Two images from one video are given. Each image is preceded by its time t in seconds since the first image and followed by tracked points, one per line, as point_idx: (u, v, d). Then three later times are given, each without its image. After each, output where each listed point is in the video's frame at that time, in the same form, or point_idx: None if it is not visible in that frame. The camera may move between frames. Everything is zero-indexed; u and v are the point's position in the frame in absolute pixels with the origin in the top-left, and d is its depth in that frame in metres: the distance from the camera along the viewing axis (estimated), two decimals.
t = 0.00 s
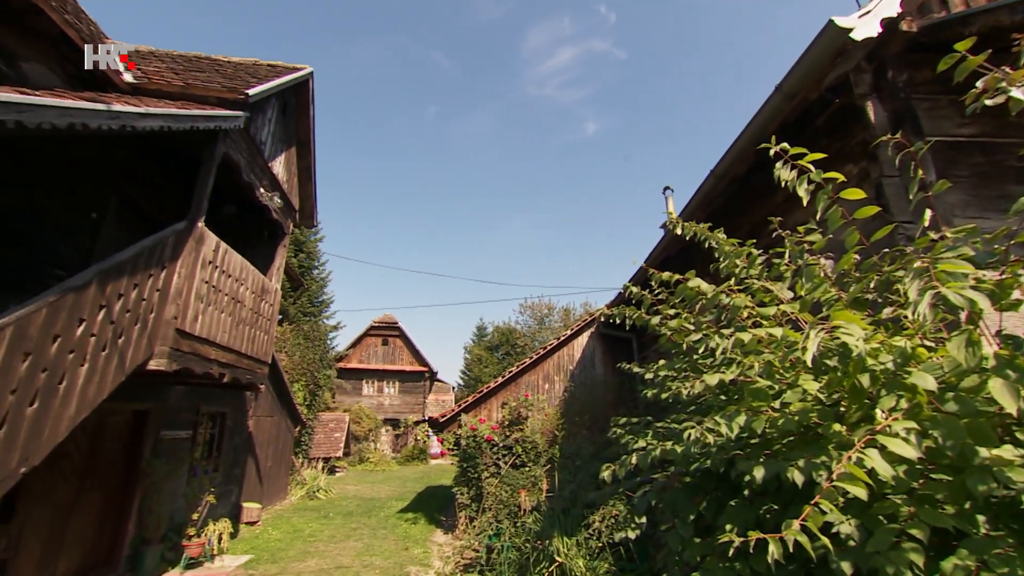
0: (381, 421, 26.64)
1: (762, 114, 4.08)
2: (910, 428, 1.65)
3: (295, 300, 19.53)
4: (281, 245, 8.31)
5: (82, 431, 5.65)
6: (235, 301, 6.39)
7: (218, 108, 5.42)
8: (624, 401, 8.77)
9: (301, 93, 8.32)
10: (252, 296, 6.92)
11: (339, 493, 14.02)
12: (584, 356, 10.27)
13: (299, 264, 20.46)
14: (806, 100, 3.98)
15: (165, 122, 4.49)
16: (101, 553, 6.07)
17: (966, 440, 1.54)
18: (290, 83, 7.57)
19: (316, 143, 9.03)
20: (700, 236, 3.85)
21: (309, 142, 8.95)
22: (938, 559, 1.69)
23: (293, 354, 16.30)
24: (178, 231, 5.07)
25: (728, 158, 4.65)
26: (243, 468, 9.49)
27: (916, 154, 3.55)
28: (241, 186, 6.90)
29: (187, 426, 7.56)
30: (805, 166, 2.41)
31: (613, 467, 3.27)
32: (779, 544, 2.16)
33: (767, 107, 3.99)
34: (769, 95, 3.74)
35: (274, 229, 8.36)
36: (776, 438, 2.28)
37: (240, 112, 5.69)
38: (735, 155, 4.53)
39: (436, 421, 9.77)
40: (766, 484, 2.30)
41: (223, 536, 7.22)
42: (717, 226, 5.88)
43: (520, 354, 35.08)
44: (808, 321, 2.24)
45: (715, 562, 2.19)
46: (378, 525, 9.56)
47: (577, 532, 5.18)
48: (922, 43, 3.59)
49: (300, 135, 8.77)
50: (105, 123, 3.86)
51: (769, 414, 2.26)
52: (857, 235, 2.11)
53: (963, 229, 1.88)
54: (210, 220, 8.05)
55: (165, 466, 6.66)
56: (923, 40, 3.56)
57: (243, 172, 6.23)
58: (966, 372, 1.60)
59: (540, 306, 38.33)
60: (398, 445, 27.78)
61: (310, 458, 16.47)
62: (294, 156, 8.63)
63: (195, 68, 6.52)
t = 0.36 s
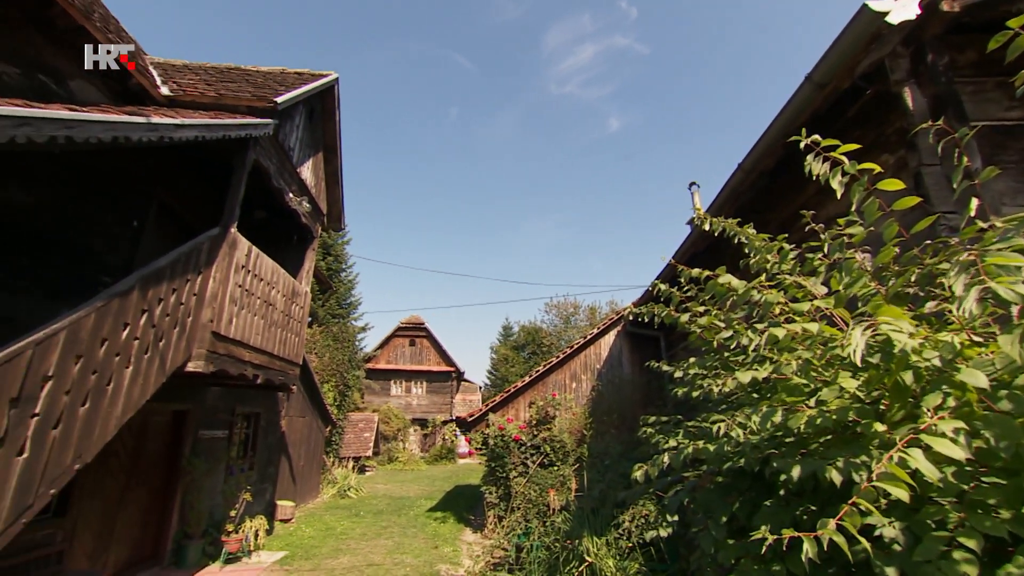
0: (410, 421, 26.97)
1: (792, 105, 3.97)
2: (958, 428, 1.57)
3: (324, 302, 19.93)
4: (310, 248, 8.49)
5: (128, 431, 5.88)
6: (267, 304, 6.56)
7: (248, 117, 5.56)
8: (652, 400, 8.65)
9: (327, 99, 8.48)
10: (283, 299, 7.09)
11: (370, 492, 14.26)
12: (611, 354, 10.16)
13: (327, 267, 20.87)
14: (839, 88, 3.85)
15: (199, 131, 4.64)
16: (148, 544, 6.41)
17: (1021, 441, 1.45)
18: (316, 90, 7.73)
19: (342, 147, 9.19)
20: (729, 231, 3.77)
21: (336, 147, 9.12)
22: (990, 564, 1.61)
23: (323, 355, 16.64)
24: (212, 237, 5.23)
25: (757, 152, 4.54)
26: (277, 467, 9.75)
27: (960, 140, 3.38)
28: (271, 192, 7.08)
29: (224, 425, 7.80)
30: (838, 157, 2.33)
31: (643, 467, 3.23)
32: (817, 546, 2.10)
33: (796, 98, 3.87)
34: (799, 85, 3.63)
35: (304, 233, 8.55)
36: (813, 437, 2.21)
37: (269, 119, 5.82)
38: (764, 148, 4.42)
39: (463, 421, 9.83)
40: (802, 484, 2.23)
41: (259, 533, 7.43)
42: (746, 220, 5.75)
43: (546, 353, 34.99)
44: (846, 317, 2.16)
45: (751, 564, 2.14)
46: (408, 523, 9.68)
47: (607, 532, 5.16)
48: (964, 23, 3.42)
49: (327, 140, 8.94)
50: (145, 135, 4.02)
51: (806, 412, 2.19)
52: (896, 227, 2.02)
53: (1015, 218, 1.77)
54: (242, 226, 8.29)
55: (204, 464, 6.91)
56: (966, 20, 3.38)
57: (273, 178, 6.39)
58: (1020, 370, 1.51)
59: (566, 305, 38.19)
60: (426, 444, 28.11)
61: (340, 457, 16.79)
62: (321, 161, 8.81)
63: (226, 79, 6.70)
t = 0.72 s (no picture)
0: (437, 420, 27.25)
1: (822, 94, 3.86)
2: (1006, 425, 1.49)
3: (352, 303, 20.28)
4: (338, 251, 8.67)
5: (169, 429, 6.10)
6: (297, 305, 6.72)
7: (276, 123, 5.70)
8: (682, 397, 8.49)
9: (351, 103, 8.62)
10: (313, 301, 7.25)
11: (399, 489, 14.47)
12: (638, 351, 10.02)
13: (354, 269, 21.24)
14: (873, 75, 3.72)
15: (231, 139, 4.79)
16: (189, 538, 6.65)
17: None
18: (341, 95, 7.86)
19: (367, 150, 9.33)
20: (758, 225, 3.69)
21: (361, 149, 9.26)
22: None
23: (351, 355, 16.93)
24: (244, 241, 5.39)
25: (785, 143, 4.43)
26: (308, 465, 9.98)
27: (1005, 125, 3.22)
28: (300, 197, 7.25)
29: (257, 424, 8.02)
30: (874, 146, 2.24)
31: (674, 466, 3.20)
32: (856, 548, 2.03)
33: (827, 86, 3.76)
34: (829, 74, 3.53)
35: (331, 236, 8.73)
36: (849, 435, 2.15)
37: (296, 125, 5.95)
38: (793, 139, 4.31)
39: (490, 419, 9.87)
40: (840, 484, 2.17)
41: (293, 529, 7.63)
42: (776, 214, 5.61)
43: (572, 352, 34.83)
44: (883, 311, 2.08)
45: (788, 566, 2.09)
46: (437, 521, 9.79)
47: (636, 531, 5.11)
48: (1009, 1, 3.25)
49: (352, 143, 9.09)
50: (180, 144, 4.16)
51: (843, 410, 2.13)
52: (937, 217, 1.94)
53: None
54: (272, 230, 8.51)
55: (240, 461, 7.13)
56: None
57: (301, 182, 6.53)
58: None
59: (591, 303, 37.97)
60: (453, 443, 28.41)
61: (370, 455, 17.10)
62: (347, 164, 8.96)
63: (254, 87, 6.87)
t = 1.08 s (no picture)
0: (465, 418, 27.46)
1: (857, 81, 3.72)
2: None
3: (380, 304, 20.59)
4: (366, 253, 8.81)
5: (208, 427, 6.30)
6: (327, 307, 6.86)
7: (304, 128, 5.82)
8: (714, 392, 8.27)
9: (376, 106, 8.74)
10: (342, 302, 7.39)
11: (429, 487, 14.64)
12: (667, 348, 9.86)
13: (382, 270, 21.55)
14: (911, 59, 3.57)
15: (262, 145, 4.92)
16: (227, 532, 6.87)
17: None
18: (366, 99, 7.98)
19: (392, 153, 9.45)
20: (791, 217, 3.58)
21: (386, 152, 9.38)
22: None
23: (380, 355, 17.19)
24: (276, 244, 5.53)
25: (818, 133, 4.29)
26: (340, 463, 10.18)
27: None
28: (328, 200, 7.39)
29: (291, 423, 8.23)
30: (916, 133, 2.15)
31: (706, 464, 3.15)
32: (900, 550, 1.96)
33: (862, 72, 3.62)
34: (865, 59, 3.40)
35: (359, 238, 8.88)
36: (892, 433, 2.07)
37: (324, 130, 6.06)
38: (826, 129, 4.16)
39: (518, 418, 9.89)
40: (883, 483, 2.10)
41: (328, 525, 7.81)
42: (808, 206, 5.45)
43: (599, 350, 34.57)
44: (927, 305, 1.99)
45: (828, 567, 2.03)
46: (467, 519, 9.86)
47: (668, 531, 5.05)
48: None
49: (378, 146, 9.21)
50: (214, 151, 4.30)
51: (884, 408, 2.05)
52: (986, 206, 1.84)
53: None
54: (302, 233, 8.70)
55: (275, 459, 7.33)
56: None
57: (329, 186, 6.66)
58: None
59: (618, 300, 37.61)
60: (482, 442, 28.58)
61: (400, 454, 17.34)
62: (373, 167, 9.09)
63: (283, 94, 7.03)
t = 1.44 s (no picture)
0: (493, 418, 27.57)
1: (895, 66, 3.58)
2: None
3: (407, 305, 20.84)
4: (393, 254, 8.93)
5: (245, 427, 6.48)
6: (356, 308, 6.97)
7: (331, 133, 5.93)
8: (745, 390, 8.07)
9: (400, 109, 8.84)
10: (371, 304, 7.50)
11: (458, 486, 14.76)
12: (696, 346, 9.68)
13: (409, 271, 21.80)
14: (954, 41, 3.40)
15: (292, 151, 5.04)
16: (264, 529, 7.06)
17: None
18: (391, 102, 8.08)
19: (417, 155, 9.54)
20: (825, 210, 3.47)
21: (411, 154, 9.48)
22: None
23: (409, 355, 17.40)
24: (306, 247, 5.65)
25: (852, 122, 4.14)
26: (371, 462, 10.35)
27: None
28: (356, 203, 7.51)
29: (323, 423, 8.40)
30: (961, 119, 2.04)
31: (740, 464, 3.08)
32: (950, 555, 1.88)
33: (901, 56, 3.48)
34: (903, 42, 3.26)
35: (387, 241, 9.01)
36: (939, 433, 1.99)
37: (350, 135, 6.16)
38: (861, 117, 4.02)
39: (546, 417, 9.87)
40: (930, 486, 2.01)
41: (360, 523, 7.94)
42: (843, 197, 5.27)
43: (627, 348, 34.21)
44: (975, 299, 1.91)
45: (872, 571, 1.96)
46: (496, 518, 9.89)
47: (700, 531, 4.97)
48: None
49: (403, 149, 9.32)
50: (246, 159, 4.42)
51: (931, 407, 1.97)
52: None
53: None
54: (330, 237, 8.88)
55: (308, 458, 7.49)
56: None
57: (356, 189, 6.77)
58: None
59: (645, 298, 37.13)
60: (509, 441, 28.68)
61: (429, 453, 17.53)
62: (399, 169, 9.20)
63: (310, 100, 7.17)
